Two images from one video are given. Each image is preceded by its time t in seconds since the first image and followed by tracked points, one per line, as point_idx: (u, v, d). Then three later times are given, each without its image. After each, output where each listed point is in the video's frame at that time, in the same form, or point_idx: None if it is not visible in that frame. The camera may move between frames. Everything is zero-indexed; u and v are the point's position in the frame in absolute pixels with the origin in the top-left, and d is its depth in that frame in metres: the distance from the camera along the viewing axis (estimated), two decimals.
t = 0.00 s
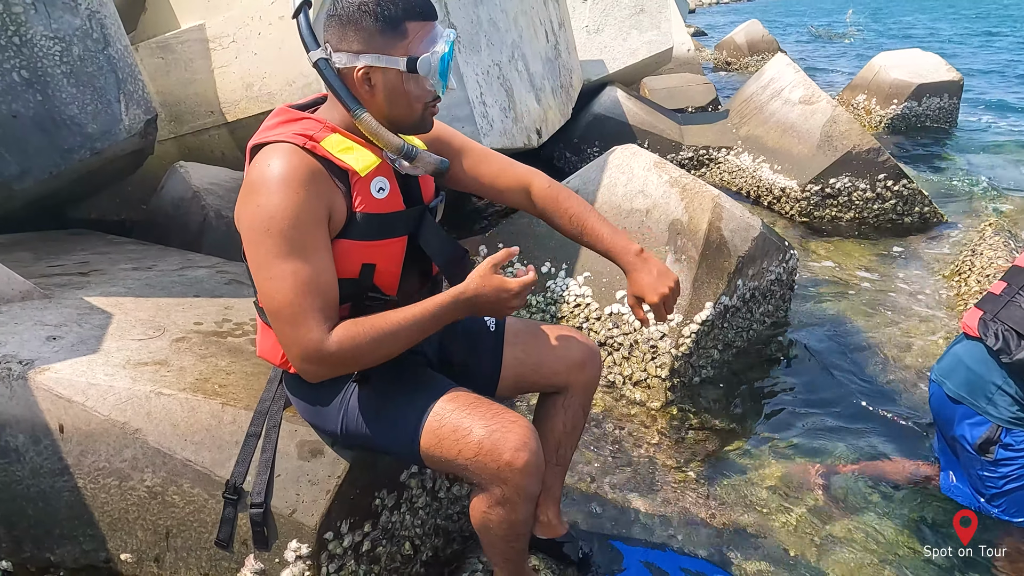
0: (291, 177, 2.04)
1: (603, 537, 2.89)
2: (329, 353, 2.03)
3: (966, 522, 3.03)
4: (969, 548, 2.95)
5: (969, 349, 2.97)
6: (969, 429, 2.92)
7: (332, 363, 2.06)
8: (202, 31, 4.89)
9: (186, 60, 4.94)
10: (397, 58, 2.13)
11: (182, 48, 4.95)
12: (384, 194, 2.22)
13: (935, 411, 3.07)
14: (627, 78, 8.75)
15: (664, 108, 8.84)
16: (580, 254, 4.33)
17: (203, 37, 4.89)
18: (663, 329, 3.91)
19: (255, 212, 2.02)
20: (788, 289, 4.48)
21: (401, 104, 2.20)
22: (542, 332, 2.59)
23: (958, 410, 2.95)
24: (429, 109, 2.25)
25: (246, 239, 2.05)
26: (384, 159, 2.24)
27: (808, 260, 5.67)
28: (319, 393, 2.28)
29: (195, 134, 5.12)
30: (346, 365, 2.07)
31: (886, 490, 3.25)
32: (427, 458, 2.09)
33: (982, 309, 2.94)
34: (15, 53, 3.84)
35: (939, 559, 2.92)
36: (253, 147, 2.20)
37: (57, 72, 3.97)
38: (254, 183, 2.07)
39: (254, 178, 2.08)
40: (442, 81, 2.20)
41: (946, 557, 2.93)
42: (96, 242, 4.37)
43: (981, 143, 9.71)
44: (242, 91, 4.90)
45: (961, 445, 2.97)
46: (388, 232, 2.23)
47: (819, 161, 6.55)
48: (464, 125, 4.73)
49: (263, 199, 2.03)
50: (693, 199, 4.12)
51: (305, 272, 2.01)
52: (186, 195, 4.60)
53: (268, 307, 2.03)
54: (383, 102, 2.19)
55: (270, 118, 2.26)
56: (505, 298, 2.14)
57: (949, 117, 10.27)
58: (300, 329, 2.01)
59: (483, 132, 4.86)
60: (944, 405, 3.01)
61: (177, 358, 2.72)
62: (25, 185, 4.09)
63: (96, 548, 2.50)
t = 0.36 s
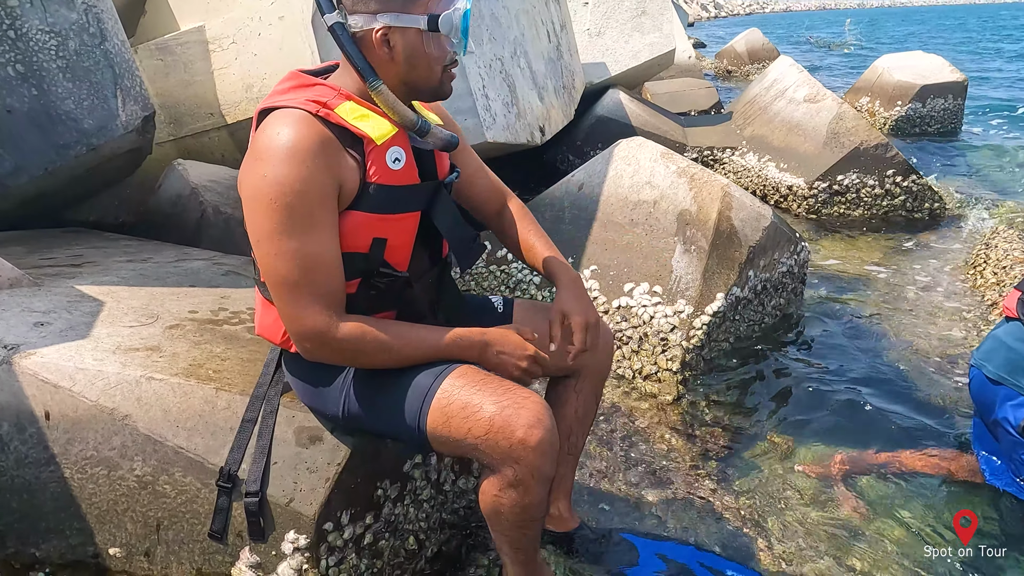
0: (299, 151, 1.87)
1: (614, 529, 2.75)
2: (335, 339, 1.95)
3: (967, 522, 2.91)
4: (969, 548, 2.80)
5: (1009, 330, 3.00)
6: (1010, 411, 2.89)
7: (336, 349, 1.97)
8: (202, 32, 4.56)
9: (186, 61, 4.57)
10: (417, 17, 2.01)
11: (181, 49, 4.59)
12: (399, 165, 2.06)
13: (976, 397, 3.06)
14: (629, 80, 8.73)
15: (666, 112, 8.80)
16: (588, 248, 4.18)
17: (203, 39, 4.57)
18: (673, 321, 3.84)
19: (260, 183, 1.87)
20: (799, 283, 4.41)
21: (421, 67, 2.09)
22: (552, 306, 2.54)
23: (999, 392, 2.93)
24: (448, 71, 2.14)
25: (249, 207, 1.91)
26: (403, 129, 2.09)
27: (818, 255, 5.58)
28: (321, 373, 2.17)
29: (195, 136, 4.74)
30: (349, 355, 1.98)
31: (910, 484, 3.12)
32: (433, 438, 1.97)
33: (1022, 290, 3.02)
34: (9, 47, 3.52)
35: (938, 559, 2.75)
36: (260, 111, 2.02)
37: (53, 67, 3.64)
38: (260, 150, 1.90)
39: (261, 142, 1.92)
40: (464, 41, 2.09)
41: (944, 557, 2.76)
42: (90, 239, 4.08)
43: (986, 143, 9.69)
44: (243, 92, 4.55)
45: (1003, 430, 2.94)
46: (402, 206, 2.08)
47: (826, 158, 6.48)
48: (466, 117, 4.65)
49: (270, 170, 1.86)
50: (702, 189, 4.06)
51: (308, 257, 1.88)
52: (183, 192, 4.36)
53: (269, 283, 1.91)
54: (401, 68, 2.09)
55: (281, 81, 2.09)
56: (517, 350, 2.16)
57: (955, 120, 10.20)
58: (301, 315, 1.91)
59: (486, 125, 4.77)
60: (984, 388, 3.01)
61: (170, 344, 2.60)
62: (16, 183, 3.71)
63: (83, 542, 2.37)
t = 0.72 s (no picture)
0: (312, 135, 1.80)
1: (621, 535, 2.69)
2: (348, 332, 1.89)
3: (967, 522, 2.85)
4: (968, 548, 2.74)
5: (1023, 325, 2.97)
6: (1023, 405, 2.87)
7: (346, 343, 1.90)
8: (196, 41, 4.48)
9: (180, 70, 4.49)
10: (431, 4, 1.95)
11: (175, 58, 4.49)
12: (412, 154, 2.01)
13: (990, 393, 3.04)
14: (624, 88, 8.72)
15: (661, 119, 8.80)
16: (586, 249, 4.17)
17: (197, 47, 4.48)
18: (673, 322, 3.82)
19: (271, 167, 1.81)
20: (799, 284, 4.37)
21: (432, 56, 2.03)
22: (556, 302, 2.51)
23: (1013, 386, 2.91)
24: (459, 61, 2.08)
25: (259, 192, 1.85)
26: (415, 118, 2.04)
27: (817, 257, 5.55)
28: (319, 369, 2.11)
29: (190, 145, 4.64)
30: (362, 348, 1.92)
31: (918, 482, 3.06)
32: (436, 434, 1.91)
33: None
34: None
35: (942, 559, 2.68)
36: (269, 96, 1.97)
37: (44, 71, 3.46)
38: (271, 134, 1.84)
39: (272, 126, 1.85)
40: (476, 30, 2.04)
41: (948, 557, 2.69)
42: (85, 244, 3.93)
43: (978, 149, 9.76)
44: (238, 100, 4.46)
45: (1017, 425, 2.91)
46: (413, 196, 2.03)
47: (822, 161, 6.48)
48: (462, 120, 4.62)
49: (281, 153, 1.80)
50: (701, 188, 4.02)
51: (321, 244, 1.82)
52: (177, 197, 4.27)
53: (279, 271, 1.85)
54: (413, 56, 2.02)
55: (290, 67, 2.04)
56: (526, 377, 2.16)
57: (948, 125, 10.21)
58: (314, 305, 1.85)
59: (482, 128, 4.74)
60: (998, 383, 2.98)
61: (161, 344, 2.54)
62: (6, 188, 3.50)
63: (70, 548, 2.28)
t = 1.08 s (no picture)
0: (303, 151, 1.80)
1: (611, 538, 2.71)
2: (341, 348, 1.88)
3: (966, 522, 2.89)
4: (969, 548, 2.78)
5: (1007, 331, 3.02)
6: (1013, 412, 2.89)
7: (339, 359, 1.90)
8: (181, 60, 4.46)
9: (166, 89, 4.47)
10: (417, 23, 1.97)
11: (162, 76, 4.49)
12: (402, 171, 2.01)
13: (977, 399, 3.06)
14: (610, 103, 8.79)
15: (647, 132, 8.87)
16: (575, 263, 4.19)
17: (183, 66, 4.46)
18: (663, 334, 3.83)
19: (262, 184, 1.81)
20: (787, 294, 4.41)
21: (420, 74, 2.03)
22: (547, 317, 2.51)
23: (1001, 393, 2.93)
24: (446, 80, 2.09)
25: (250, 208, 1.85)
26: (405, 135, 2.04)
27: (803, 267, 5.59)
28: (309, 387, 2.10)
29: (177, 163, 4.62)
30: (355, 364, 1.91)
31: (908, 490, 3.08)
32: (426, 452, 1.89)
33: (1018, 293, 3.05)
34: None
35: (940, 559, 2.73)
36: (259, 113, 1.97)
37: (29, 91, 3.45)
38: (261, 150, 1.84)
39: (262, 142, 1.85)
40: (462, 49, 2.06)
41: (948, 557, 2.73)
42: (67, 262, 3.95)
43: (959, 159, 9.90)
44: (225, 119, 4.43)
45: (1005, 432, 2.94)
46: (403, 213, 2.03)
47: (807, 173, 6.55)
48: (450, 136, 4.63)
49: (272, 170, 1.80)
50: (687, 202, 4.05)
51: (313, 260, 1.81)
52: (164, 216, 4.26)
53: (271, 287, 1.84)
54: (400, 74, 2.03)
55: (281, 86, 2.04)
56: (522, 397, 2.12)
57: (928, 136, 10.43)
58: (306, 321, 1.84)
59: (469, 143, 4.76)
60: (985, 390, 3.01)
61: (148, 364, 2.52)
62: None
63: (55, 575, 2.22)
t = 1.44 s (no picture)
0: (283, 168, 1.84)
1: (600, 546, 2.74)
2: (323, 361, 1.91)
3: (967, 522, 2.95)
4: (969, 548, 2.84)
5: (972, 336, 3.06)
6: (982, 415, 2.96)
7: (322, 371, 1.93)
8: (162, 78, 4.48)
9: (147, 107, 4.48)
10: (394, 41, 2.02)
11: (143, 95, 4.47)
12: (382, 184, 2.05)
13: (948, 401, 3.12)
14: (590, 117, 8.89)
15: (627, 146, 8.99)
16: (556, 275, 4.24)
17: (164, 85, 4.48)
18: (644, 344, 3.87)
19: (243, 200, 1.84)
20: (765, 302, 4.49)
21: (398, 91, 2.08)
22: (528, 327, 2.56)
23: (970, 396, 3.00)
24: (423, 97, 2.13)
25: (232, 224, 1.88)
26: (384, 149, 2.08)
27: (781, 276, 5.69)
28: (294, 398, 2.12)
29: (158, 181, 4.63)
30: (338, 375, 1.94)
31: (885, 493, 3.14)
32: (410, 461, 1.92)
33: (982, 297, 3.07)
34: None
35: (940, 559, 2.80)
36: (240, 131, 2.00)
37: (9, 111, 3.45)
38: (243, 168, 1.87)
39: (243, 160, 1.89)
40: (438, 67, 2.11)
41: (947, 557, 2.81)
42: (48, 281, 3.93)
43: (931, 169, 10.13)
44: (207, 136, 4.46)
45: (975, 433, 3.03)
46: (384, 226, 2.06)
47: (783, 184, 6.68)
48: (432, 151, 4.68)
49: (253, 187, 1.84)
50: (666, 213, 4.11)
51: (294, 274, 1.85)
52: (146, 234, 4.26)
53: (254, 301, 1.87)
54: (378, 90, 2.07)
55: (261, 104, 2.08)
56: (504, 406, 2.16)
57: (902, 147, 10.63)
58: (288, 334, 1.87)
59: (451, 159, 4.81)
60: (954, 394, 3.07)
61: (132, 381, 2.52)
62: None
63: None
